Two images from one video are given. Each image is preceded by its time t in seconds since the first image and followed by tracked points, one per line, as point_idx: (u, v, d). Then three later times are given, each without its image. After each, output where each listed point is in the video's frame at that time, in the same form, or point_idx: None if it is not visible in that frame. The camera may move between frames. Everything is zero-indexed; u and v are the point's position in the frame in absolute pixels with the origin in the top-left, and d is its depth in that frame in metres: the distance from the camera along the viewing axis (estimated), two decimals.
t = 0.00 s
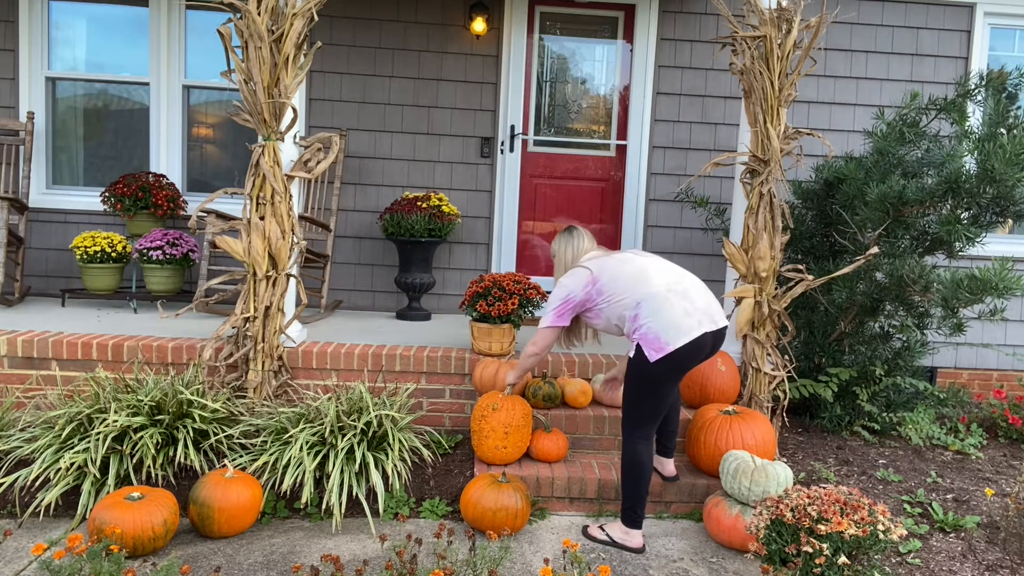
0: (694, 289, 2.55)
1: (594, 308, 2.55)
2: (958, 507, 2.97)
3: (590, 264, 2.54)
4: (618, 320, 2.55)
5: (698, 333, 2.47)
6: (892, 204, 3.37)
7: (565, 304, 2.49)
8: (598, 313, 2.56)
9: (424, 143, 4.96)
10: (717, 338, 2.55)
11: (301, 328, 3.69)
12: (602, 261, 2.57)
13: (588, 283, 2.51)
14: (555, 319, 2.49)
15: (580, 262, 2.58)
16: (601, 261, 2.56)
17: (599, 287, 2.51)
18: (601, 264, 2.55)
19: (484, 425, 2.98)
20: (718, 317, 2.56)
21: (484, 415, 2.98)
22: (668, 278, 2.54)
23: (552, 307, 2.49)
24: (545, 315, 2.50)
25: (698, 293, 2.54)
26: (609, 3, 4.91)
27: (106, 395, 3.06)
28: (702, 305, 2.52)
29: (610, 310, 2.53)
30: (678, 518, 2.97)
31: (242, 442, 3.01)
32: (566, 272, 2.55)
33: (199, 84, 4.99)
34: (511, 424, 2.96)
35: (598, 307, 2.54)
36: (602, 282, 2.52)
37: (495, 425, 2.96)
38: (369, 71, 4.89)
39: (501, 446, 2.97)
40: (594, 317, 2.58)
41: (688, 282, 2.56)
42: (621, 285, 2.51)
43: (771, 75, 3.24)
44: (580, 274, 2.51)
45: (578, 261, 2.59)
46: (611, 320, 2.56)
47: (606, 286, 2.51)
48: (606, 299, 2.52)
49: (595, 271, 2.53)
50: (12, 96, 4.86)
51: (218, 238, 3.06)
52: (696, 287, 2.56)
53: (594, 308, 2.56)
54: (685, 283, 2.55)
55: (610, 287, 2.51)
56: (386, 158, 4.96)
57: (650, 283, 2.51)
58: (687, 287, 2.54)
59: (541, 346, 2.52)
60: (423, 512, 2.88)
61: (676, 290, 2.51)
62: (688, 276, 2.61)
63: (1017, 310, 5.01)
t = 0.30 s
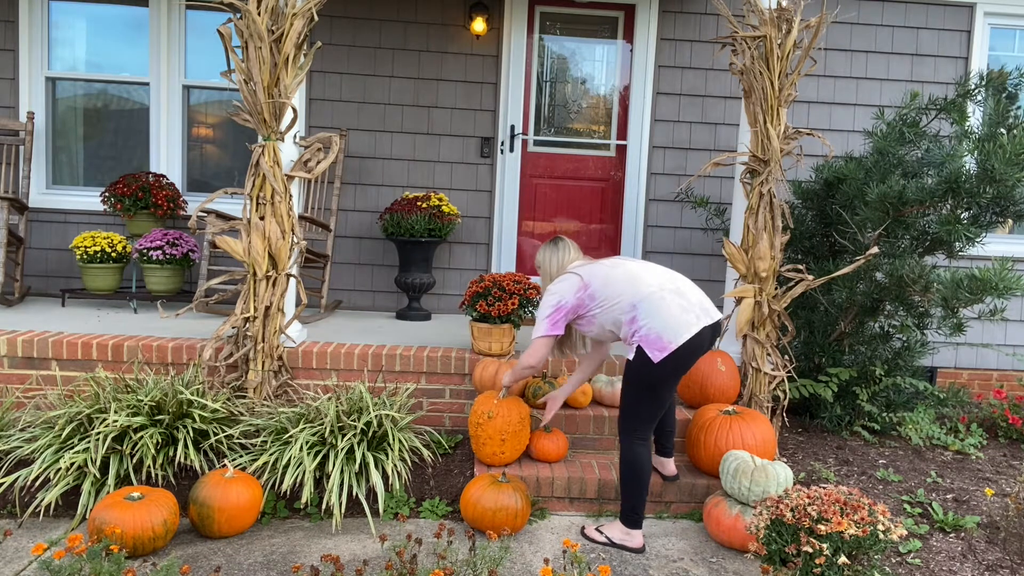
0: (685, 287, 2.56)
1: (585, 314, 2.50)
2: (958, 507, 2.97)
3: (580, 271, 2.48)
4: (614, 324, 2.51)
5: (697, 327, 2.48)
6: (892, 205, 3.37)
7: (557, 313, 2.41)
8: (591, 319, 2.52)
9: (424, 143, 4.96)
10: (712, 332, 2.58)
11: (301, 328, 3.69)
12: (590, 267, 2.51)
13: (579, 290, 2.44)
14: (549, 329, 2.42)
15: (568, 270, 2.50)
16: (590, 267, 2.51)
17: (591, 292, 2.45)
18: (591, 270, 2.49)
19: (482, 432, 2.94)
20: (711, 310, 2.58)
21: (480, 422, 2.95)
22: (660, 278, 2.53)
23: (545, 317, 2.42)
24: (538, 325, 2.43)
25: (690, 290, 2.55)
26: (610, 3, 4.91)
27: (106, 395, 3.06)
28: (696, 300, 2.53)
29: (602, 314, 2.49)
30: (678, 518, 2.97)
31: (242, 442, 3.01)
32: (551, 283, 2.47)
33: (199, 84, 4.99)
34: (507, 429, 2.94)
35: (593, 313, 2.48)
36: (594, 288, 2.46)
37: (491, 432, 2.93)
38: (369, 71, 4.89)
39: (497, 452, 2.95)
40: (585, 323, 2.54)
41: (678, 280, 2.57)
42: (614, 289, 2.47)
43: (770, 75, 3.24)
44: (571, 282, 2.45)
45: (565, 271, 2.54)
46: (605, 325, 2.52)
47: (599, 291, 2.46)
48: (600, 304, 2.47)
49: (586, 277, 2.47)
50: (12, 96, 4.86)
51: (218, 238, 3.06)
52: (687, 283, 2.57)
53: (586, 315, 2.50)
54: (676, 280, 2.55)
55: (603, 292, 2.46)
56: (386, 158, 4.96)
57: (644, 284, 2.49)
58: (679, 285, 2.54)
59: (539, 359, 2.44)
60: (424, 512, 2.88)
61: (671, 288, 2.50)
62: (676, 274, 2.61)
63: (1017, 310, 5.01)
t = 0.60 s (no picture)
0: (671, 282, 2.59)
1: (573, 329, 2.50)
2: (958, 507, 2.97)
3: (562, 289, 2.47)
4: (609, 332, 2.51)
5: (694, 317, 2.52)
6: (892, 205, 3.37)
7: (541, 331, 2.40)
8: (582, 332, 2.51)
9: (424, 143, 4.96)
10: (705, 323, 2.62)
11: (301, 328, 3.69)
12: (573, 283, 2.50)
13: (565, 306, 2.43)
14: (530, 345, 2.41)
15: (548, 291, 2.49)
16: (572, 283, 2.50)
17: (578, 308, 2.46)
18: (573, 286, 2.48)
19: (484, 433, 2.89)
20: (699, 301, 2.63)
21: (483, 422, 2.90)
22: (644, 279, 2.54)
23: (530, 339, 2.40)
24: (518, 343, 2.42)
25: (676, 284, 2.58)
26: (610, 3, 4.91)
27: (106, 395, 3.06)
28: (685, 293, 2.57)
29: (592, 326, 2.50)
30: (678, 518, 2.97)
31: (242, 442, 3.02)
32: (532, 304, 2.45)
33: (199, 84, 4.99)
34: (508, 431, 2.90)
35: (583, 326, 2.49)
36: (580, 302, 2.46)
37: (494, 433, 2.89)
38: (369, 71, 4.89)
39: (497, 455, 2.91)
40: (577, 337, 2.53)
41: (660, 276, 2.59)
42: (601, 298, 2.47)
43: (771, 75, 3.24)
44: (555, 299, 2.43)
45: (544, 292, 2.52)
46: (600, 335, 2.52)
47: (586, 304, 2.47)
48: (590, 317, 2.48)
49: (570, 294, 2.46)
50: (12, 96, 4.86)
51: (218, 238, 3.05)
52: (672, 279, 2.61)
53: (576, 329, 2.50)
54: (660, 278, 2.58)
55: (590, 303, 2.47)
56: (386, 158, 4.96)
57: (632, 288, 2.50)
58: (666, 282, 2.57)
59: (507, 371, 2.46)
60: (424, 512, 2.87)
61: (657, 285, 2.53)
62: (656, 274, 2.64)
63: (1018, 311, 5.01)
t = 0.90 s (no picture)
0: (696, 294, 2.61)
1: (602, 327, 2.48)
2: (958, 507, 2.97)
3: (595, 287, 2.45)
4: (638, 336, 2.50)
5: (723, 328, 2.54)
6: (892, 205, 3.37)
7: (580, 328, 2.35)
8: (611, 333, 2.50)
9: (424, 143, 4.96)
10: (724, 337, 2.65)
11: (301, 328, 3.69)
12: (605, 283, 2.49)
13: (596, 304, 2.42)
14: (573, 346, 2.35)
15: (581, 287, 2.46)
16: (605, 283, 2.49)
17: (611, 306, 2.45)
18: (604, 284, 2.48)
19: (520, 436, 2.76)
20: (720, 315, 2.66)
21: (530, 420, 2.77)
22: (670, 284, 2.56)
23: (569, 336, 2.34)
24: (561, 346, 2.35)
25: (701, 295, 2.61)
26: (610, 3, 4.91)
27: (106, 395, 3.06)
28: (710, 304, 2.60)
29: (621, 326, 2.48)
30: (678, 518, 2.97)
31: (242, 442, 3.02)
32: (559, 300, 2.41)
33: (199, 84, 4.99)
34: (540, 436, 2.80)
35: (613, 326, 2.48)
36: (610, 301, 2.46)
37: (535, 432, 2.78)
38: (369, 72, 4.89)
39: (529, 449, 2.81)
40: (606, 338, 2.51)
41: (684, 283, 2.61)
42: (631, 300, 2.47)
43: (771, 75, 3.24)
44: (589, 295, 2.41)
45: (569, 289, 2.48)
46: (629, 338, 2.51)
47: (616, 304, 2.46)
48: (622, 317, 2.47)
49: (603, 293, 2.45)
50: (12, 96, 4.86)
51: (218, 238, 3.06)
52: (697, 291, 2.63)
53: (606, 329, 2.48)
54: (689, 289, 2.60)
55: (620, 303, 2.47)
56: (386, 158, 4.96)
57: (664, 293, 2.50)
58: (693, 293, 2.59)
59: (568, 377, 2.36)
60: (424, 512, 2.87)
61: (687, 293, 2.54)
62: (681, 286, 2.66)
63: (1018, 311, 5.01)
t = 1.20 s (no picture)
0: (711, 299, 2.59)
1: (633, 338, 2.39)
2: (958, 507, 2.97)
3: (622, 298, 2.36)
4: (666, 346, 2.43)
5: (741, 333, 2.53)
6: (892, 205, 3.37)
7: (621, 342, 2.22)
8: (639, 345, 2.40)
9: (424, 143, 4.96)
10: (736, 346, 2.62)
11: (301, 328, 3.69)
12: (630, 293, 2.41)
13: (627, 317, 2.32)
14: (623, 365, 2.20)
15: (608, 299, 2.36)
16: (630, 294, 2.41)
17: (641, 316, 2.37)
18: (629, 295, 2.39)
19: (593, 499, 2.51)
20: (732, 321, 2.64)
21: (599, 474, 2.50)
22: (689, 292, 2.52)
23: (610, 354, 2.19)
24: (611, 368, 2.19)
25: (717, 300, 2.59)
26: (610, 3, 4.91)
27: (106, 395, 3.06)
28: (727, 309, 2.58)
29: (650, 336, 2.40)
30: (679, 518, 2.96)
31: (242, 442, 3.02)
32: (587, 321, 2.25)
33: (199, 84, 4.99)
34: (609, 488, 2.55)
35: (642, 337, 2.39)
36: (638, 312, 2.37)
37: (608, 485, 2.51)
38: (369, 71, 4.89)
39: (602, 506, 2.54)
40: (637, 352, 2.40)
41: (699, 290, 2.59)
42: (659, 309, 2.40)
43: (771, 75, 3.24)
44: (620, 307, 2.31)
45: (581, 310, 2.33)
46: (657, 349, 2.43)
47: (644, 315, 2.38)
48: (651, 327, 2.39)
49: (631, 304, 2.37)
50: (12, 96, 4.86)
51: (218, 238, 3.05)
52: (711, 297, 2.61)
53: (636, 341, 2.39)
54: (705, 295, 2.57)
55: (648, 313, 2.39)
56: (387, 158, 4.96)
57: (688, 300, 2.45)
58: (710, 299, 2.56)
59: (627, 403, 2.20)
60: (423, 512, 2.87)
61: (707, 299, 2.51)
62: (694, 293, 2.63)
63: (1017, 311, 5.01)
